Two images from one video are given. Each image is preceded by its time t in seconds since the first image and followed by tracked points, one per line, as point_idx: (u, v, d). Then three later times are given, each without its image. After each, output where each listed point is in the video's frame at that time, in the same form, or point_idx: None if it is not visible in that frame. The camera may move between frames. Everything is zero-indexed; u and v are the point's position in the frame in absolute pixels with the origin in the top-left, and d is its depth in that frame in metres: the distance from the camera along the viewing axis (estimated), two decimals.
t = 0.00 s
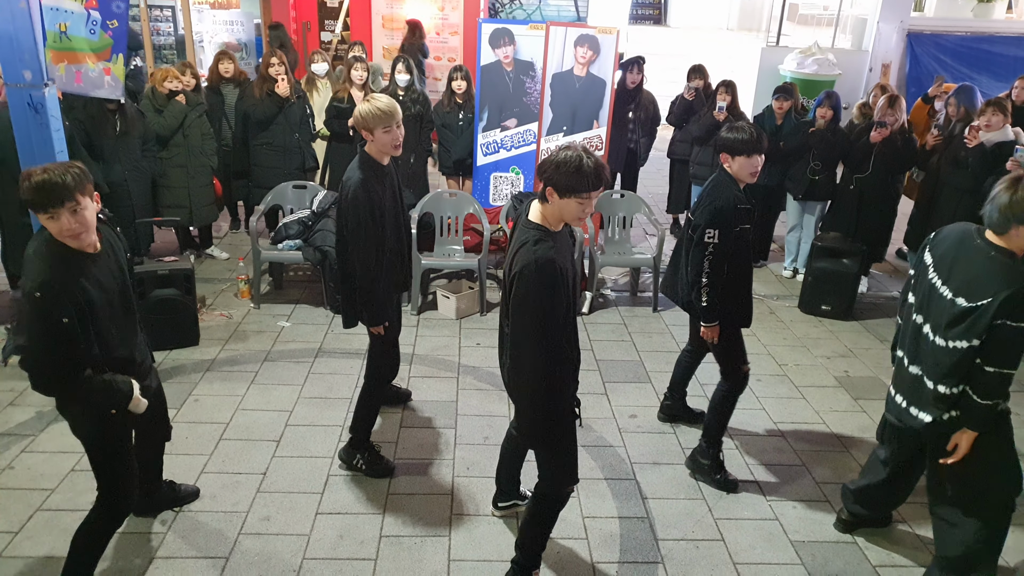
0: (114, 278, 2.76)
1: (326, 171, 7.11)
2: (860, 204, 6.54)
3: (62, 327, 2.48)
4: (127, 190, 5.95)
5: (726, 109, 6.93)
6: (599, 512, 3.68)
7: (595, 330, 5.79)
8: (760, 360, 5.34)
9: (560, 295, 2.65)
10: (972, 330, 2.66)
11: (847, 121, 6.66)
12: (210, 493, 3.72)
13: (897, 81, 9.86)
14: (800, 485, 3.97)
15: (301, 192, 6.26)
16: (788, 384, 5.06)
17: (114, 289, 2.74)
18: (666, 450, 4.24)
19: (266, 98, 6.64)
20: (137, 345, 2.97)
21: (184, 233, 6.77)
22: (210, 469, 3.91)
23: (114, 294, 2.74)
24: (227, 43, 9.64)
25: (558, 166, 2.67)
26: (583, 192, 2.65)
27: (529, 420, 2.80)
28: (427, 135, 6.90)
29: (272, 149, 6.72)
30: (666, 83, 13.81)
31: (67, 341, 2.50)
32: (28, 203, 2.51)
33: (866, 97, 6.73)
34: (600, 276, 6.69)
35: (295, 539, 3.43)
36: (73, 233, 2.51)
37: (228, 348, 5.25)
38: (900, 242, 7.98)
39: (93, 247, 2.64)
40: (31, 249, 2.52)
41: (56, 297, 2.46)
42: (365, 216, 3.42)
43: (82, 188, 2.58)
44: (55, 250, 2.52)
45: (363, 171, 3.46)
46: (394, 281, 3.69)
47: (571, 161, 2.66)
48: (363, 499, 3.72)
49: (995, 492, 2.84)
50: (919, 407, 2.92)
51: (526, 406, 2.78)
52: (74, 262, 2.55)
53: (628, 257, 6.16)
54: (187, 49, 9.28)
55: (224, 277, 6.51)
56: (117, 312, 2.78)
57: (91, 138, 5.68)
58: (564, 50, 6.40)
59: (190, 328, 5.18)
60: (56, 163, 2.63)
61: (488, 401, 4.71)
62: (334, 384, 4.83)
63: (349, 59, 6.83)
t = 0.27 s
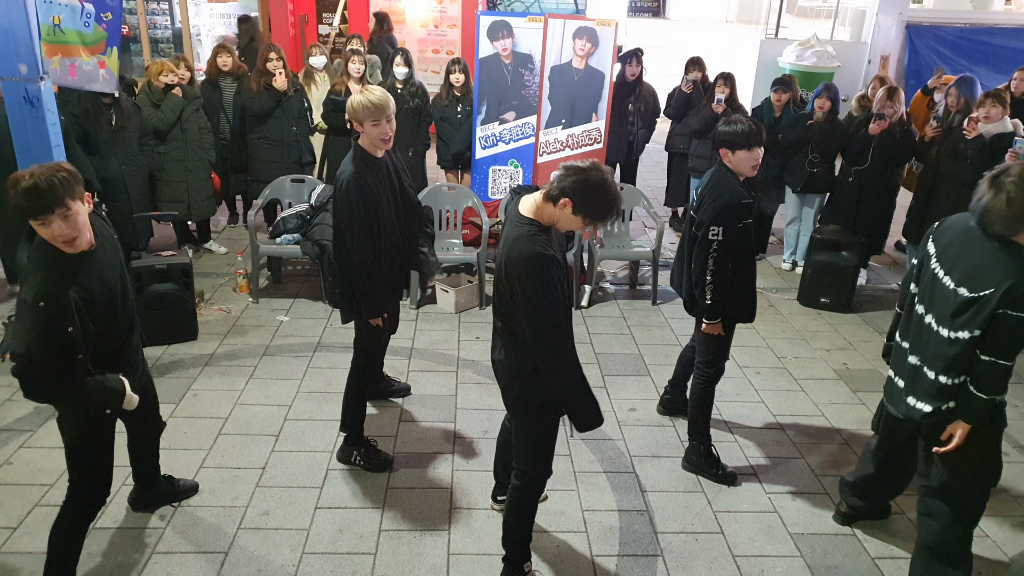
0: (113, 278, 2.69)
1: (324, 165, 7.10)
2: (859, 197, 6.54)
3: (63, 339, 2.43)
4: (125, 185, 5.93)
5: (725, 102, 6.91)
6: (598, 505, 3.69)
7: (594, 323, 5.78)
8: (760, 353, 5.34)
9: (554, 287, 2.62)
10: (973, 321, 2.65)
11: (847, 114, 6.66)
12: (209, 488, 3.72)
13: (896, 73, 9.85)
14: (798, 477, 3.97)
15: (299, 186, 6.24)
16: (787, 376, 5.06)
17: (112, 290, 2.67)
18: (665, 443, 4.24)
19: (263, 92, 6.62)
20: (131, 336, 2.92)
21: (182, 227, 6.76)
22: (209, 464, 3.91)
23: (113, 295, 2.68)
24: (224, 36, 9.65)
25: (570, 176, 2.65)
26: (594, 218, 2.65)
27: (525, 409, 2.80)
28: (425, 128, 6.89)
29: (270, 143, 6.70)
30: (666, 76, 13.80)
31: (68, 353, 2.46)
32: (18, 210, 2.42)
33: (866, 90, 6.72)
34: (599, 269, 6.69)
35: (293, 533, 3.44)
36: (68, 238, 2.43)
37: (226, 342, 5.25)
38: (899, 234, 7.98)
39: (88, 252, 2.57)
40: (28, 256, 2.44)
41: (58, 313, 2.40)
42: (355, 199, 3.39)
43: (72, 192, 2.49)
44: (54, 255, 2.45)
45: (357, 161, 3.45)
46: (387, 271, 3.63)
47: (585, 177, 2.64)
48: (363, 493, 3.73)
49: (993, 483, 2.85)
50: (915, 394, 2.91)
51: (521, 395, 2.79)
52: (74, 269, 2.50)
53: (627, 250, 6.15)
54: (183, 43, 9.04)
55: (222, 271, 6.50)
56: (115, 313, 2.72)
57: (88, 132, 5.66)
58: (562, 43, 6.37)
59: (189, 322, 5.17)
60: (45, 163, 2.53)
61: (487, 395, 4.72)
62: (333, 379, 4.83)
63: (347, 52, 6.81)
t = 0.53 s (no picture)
0: (100, 289, 2.64)
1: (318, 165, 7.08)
2: (852, 194, 6.55)
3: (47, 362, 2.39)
4: (117, 187, 5.91)
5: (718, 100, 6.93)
6: (594, 503, 3.69)
7: (590, 321, 5.79)
8: (755, 350, 5.35)
9: (551, 283, 2.61)
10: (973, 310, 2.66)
11: (840, 111, 6.71)
12: (204, 489, 3.71)
13: (888, 71, 9.89)
14: (794, 474, 3.98)
15: (293, 186, 6.23)
16: (782, 373, 5.07)
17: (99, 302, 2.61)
18: (661, 440, 4.25)
19: (256, 92, 6.60)
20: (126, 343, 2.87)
21: (175, 228, 6.74)
22: (204, 465, 3.90)
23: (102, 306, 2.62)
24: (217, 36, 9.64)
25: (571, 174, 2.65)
26: (595, 212, 2.69)
27: (520, 403, 2.80)
28: (418, 128, 6.88)
29: (263, 144, 6.69)
30: (660, 74, 13.82)
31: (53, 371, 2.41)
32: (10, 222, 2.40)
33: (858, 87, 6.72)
34: (594, 268, 6.69)
35: (289, 535, 3.43)
36: (58, 247, 2.39)
37: (220, 343, 5.23)
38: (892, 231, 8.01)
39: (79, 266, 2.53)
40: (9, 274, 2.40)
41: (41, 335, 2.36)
42: (346, 199, 3.39)
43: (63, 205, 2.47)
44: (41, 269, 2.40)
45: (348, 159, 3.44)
46: (382, 271, 3.62)
47: (577, 175, 2.64)
48: (359, 493, 3.72)
49: (990, 479, 2.86)
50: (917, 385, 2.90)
51: (518, 390, 2.78)
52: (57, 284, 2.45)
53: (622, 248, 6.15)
54: (176, 44, 9.07)
55: (216, 272, 6.48)
56: (105, 324, 2.66)
57: (80, 134, 5.63)
58: (555, 42, 6.38)
59: (182, 324, 5.15)
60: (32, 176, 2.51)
61: (483, 394, 4.71)
62: (328, 379, 4.82)
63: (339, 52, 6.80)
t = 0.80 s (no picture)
0: (80, 295, 2.63)
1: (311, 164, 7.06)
2: (845, 193, 6.57)
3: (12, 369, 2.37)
4: (109, 187, 5.88)
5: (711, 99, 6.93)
6: (588, 503, 3.69)
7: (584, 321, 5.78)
8: (748, 349, 5.36)
9: (556, 276, 2.59)
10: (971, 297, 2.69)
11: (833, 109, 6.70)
12: (197, 490, 3.70)
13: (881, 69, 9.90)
14: (788, 472, 3.99)
15: (286, 185, 6.21)
16: (776, 372, 5.08)
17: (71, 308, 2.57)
18: (655, 440, 4.25)
19: (249, 92, 6.57)
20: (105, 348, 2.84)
21: (168, 228, 6.71)
22: (197, 466, 3.88)
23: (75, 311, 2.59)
24: (210, 36, 9.55)
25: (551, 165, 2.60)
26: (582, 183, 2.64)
27: (513, 402, 2.78)
28: (411, 128, 6.86)
29: (255, 143, 6.67)
30: (654, 73, 13.82)
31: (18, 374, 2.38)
32: None
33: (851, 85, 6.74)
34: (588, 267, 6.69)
35: (282, 535, 3.42)
36: (36, 251, 2.37)
37: (214, 344, 5.21)
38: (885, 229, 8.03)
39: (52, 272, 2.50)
40: None
41: (5, 345, 2.33)
42: (336, 210, 3.37)
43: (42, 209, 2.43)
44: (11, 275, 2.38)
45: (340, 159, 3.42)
46: (376, 279, 3.60)
47: (554, 156, 2.61)
48: (353, 494, 3.72)
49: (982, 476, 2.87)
50: (917, 382, 2.87)
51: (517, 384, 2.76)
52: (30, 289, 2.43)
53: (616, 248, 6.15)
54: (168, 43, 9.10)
55: (209, 272, 6.45)
56: (78, 330, 2.62)
57: (71, 135, 5.61)
58: (549, 40, 6.36)
59: (175, 324, 5.13)
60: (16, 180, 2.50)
61: (477, 394, 4.70)
62: (322, 379, 4.81)
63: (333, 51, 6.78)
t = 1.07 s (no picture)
0: (79, 296, 2.63)
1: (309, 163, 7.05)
2: (843, 192, 6.58)
3: None
4: (107, 185, 5.87)
5: (709, 98, 6.93)
6: (586, 502, 3.69)
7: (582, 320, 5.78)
8: (747, 348, 5.35)
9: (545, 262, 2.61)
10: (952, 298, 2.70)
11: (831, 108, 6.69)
12: (195, 489, 3.69)
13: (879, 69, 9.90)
14: (786, 472, 3.99)
15: (284, 184, 6.20)
16: (774, 372, 5.07)
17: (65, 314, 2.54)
18: (653, 439, 4.24)
19: (246, 90, 6.56)
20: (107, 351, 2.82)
21: (165, 227, 6.70)
22: (194, 465, 3.87)
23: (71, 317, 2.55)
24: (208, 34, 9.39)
25: (529, 162, 2.63)
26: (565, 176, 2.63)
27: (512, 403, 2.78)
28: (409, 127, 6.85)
29: (253, 142, 6.65)
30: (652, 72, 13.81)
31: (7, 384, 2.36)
32: None
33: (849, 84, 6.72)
34: (586, 266, 6.68)
35: (280, 534, 3.41)
36: (38, 253, 2.36)
37: (211, 343, 5.20)
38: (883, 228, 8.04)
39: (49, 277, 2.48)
40: None
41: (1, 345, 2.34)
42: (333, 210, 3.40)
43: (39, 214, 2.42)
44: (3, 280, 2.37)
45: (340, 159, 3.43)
46: (375, 290, 3.61)
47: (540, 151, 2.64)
48: (349, 493, 3.71)
49: (983, 478, 2.86)
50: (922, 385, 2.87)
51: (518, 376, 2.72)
52: (31, 292, 2.43)
53: (615, 247, 6.14)
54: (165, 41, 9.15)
55: (207, 271, 6.44)
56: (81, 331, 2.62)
57: (68, 133, 5.59)
58: (547, 39, 6.35)
59: (172, 323, 5.12)
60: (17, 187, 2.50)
61: (475, 393, 4.70)
62: (319, 378, 4.80)
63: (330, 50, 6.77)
